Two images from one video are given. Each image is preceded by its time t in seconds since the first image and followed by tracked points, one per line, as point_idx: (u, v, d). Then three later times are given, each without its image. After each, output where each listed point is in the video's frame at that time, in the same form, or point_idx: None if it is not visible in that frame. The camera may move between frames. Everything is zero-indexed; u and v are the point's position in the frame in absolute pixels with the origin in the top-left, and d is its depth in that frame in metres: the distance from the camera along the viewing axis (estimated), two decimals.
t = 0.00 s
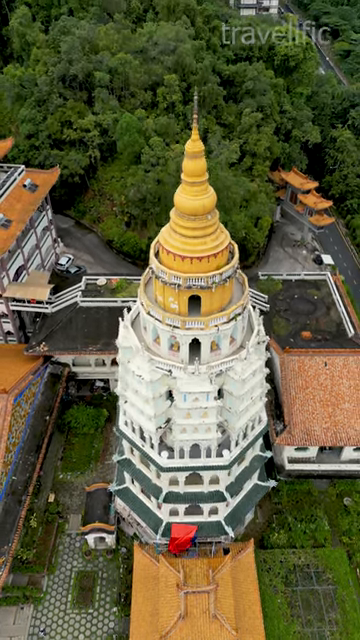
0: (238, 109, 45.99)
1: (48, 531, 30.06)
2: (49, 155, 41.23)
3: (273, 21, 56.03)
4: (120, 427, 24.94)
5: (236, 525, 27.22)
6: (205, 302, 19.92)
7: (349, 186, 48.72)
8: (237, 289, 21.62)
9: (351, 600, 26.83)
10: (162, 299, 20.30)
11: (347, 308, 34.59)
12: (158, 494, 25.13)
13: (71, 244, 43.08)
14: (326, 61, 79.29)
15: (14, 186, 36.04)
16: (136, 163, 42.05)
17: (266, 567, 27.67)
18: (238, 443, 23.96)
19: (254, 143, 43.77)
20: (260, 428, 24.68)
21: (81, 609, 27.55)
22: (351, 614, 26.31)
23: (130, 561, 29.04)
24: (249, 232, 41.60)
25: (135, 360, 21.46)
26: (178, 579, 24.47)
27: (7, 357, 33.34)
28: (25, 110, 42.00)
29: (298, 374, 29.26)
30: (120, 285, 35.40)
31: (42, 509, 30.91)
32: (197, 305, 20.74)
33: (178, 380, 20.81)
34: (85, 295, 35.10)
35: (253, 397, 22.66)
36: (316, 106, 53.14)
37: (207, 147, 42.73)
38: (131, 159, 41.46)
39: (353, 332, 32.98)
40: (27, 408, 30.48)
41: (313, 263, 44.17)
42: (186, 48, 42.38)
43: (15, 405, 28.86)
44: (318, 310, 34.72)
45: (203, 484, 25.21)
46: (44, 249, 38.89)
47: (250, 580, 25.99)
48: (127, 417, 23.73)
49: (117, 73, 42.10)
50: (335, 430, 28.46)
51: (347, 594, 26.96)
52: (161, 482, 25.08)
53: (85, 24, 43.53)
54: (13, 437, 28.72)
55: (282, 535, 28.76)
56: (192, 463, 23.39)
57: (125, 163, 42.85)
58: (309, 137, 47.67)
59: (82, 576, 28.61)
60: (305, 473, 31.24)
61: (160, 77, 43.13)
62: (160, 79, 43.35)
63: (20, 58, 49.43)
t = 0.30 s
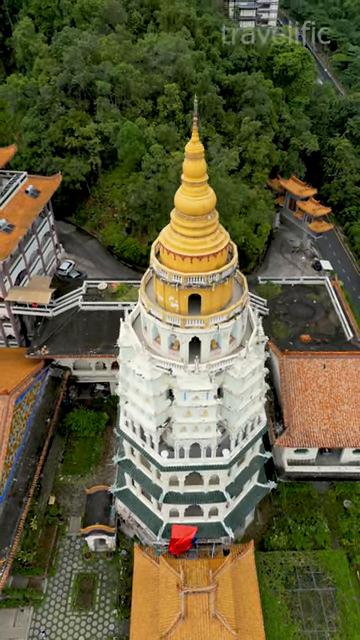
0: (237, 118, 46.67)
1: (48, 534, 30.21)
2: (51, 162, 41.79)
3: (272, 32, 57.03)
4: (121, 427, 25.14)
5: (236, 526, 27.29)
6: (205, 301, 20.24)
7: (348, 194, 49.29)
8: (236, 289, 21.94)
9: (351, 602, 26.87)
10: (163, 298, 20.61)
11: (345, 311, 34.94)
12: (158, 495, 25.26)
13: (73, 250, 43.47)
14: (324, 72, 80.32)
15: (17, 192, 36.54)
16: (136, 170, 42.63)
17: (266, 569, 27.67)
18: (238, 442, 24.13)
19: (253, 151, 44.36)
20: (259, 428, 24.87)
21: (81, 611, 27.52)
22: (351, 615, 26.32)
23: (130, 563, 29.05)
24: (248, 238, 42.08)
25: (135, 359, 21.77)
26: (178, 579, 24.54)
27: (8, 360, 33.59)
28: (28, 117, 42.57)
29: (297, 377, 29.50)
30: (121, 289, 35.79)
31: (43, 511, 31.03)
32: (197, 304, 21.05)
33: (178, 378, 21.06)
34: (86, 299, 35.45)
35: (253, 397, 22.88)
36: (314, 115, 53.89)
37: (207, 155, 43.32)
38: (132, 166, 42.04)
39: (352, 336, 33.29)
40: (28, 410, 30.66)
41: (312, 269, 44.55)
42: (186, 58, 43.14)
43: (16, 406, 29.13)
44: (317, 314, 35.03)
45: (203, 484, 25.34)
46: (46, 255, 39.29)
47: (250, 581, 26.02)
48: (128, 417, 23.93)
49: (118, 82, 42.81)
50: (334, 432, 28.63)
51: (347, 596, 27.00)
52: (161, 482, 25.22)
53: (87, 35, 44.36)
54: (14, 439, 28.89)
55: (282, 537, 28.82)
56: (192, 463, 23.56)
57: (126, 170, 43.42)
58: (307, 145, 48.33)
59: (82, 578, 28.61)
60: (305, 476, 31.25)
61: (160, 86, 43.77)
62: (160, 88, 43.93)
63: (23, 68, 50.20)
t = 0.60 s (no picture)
0: (236, 126, 47.32)
1: (48, 536, 30.23)
2: (52, 169, 42.21)
3: (270, 44, 57.97)
4: (121, 428, 25.33)
5: (236, 527, 27.37)
6: (205, 300, 20.56)
7: (346, 201, 49.83)
8: (236, 289, 22.26)
9: (352, 604, 26.83)
10: (163, 298, 20.95)
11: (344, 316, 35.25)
12: (158, 495, 25.39)
13: (74, 255, 43.85)
14: (322, 83, 81.25)
15: (19, 198, 36.99)
16: (137, 177, 43.21)
17: (266, 571, 27.69)
18: (238, 442, 24.31)
19: (252, 159, 44.94)
20: (259, 428, 25.06)
21: (81, 613, 27.53)
22: (352, 617, 26.30)
23: (130, 565, 29.05)
24: (248, 244, 42.53)
25: (136, 358, 22.05)
26: (178, 580, 24.60)
27: (10, 363, 33.83)
28: (30, 126, 43.22)
29: (297, 379, 29.72)
30: (121, 293, 36.12)
31: (43, 514, 31.08)
32: (197, 304, 21.36)
33: (178, 377, 21.32)
34: (87, 303, 35.71)
35: (252, 396, 23.10)
36: (312, 124, 54.68)
37: (207, 162, 43.89)
38: (133, 173, 42.61)
39: (350, 339, 33.59)
40: (29, 413, 30.83)
41: (311, 274, 44.94)
42: (186, 67, 43.88)
43: (18, 408, 29.24)
44: (316, 318, 35.34)
45: (203, 484, 25.47)
46: (47, 260, 39.69)
47: (251, 582, 26.03)
48: (128, 417, 24.15)
49: (119, 91, 43.52)
50: (333, 434, 28.81)
51: (347, 597, 26.99)
52: (162, 482, 25.37)
53: (89, 45, 45.20)
54: (16, 440, 29.04)
55: (282, 539, 28.88)
56: (192, 462, 23.72)
57: (127, 177, 44.01)
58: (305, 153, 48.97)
59: (82, 580, 28.63)
60: (305, 477, 31.31)
61: (161, 95, 44.40)
62: (161, 97, 44.53)
63: (25, 77, 51.00)
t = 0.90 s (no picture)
0: (236, 134, 47.99)
1: (49, 538, 30.29)
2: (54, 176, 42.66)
3: (269, 55, 58.96)
4: (122, 428, 25.53)
5: (236, 529, 27.47)
6: (205, 300, 20.88)
7: (344, 208, 50.40)
8: (235, 290, 22.60)
9: (351, 605, 26.84)
10: (164, 297, 21.28)
11: (343, 319, 35.58)
12: (158, 495, 25.55)
13: (75, 261, 44.27)
14: (321, 94, 82.25)
15: (21, 204, 37.45)
16: (138, 184, 43.78)
17: (266, 573, 27.75)
18: (238, 442, 24.49)
19: (251, 166, 45.55)
20: (258, 429, 25.26)
21: (81, 615, 27.53)
22: (352, 619, 26.29)
23: (130, 568, 29.10)
24: (247, 250, 42.97)
25: (137, 357, 22.34)
26: (179, 580, 24.66)
27: (11, 367, 34.09)
28: (33, 134, 43.87)
29: (296, 381, 29.96)
30: (122, 297, 36.47)
31: (43, 516, 31.18)
32: (197, 303, 21.68)
33: (179, 376, 21.59)
34: (88, 306, 35.90)
35: (252, 396, 23.34)
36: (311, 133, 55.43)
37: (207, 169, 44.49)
38: (133, 180, 43.16)
39: (349, 343, 33.86)
40: (30, 415, 31.02)
41: (310, 280, 45.34)
42: (186, 77, 44.63)
43: (19, 410, 29.39)
44: (315, 322, 35.68)
45: (203, 485, 25.61)
46: (49, 265, 40.10)
47: (250, 584, 26.07)
48: (129, 417, 24.37)
49: (120, 100, 44.19)
50: (333, 435, 29.00)
51: (347, 599, 26.99)
52: (162, 483, 25.53)
53: (91, 55, 45.99)
54: (17, 442, 29.21)
55: (282, 541, 28.93)
56: (192, 462, 23.89)
57: (127, 184, 44.59)
58: (304, 161, 49.63)
59: (82, 583, 28.65)
60: (304, 480, 31.40)
61: (162, 104, 45.10)
62: (161, 106, 45.22)
63: (28, 87, 51.80)
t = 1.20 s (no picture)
0: (235, 143, 48.64)
1: (49, 541, 30.37)
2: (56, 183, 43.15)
3: (267, 66, 59.87)
4: (123, 429, 25.74)
5: (236, 530, 27.57)
6: (205, 300, 21.23)
7: (343, 216, 50.98)
8: (235, 290, 22.93)
9: (351, 607, 26.85)
10: (165, 297, 21.63)
11: (342, 324, 35.90)
12: (159, 496, 25.71)
13: (76, 267, 44.69)
14: (319, 105, 83.13)
15: (23, 210, 37.93)
16: (138, 191, 44.30)
17: (266, 575, 27.80)
18: (237, 442, 24.70)
19: (250, 174, 46.14)
20: (258, 429, 25.47)
21: (81, 617, 27.52)
22: (352, 620, 26.30)
23: (130, 570, 29.16)
24: (246, 256, 43.37)
25: (137, 357, 22.62)
26: (179, 580, 24.74)
27: (13, 370, 34.35)
28: (35, 142, 44.49)
29: (295, 384, 30.22)
30: (123, 302, 36.94)
31: (44, 519, 31.29)
32: (197, 303, 22.01)
33: (179, 375, 21.88)
34: (89, 311, 36.61)
35: (251, 396, 23.59)
36: (309, 142, 56.14)
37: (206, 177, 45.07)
38: (134, 187, 43.72)
39: (348, 346, 34.12)
40: (31, 418, 31.21)
41: (309, 286, 45.76)
42: (186, 86, 45.38)
43: (20, 412, 29.61)
44: (314, 326, 36.03)
45: (203, 485, 25.77)
46: (50, 271, 40.51)
47: (250, 585, 26.14)
48: (130, 417, 24.60)
49: (121, 109, 44.87)
50: (332, 438, 29.16)
51: (347, 601, 27.02)
52: (162, 483, 25.71)
53: (92, 65, 46.76)
54: (18, 444, 29.39)
55: (281, 543, 29.02)
56: (192, 462, 24.09)
57: (128, 191, 45.16)
58: (303, 169, 50.28)
59: (82, 585, 28.68)
60: (304, 482, 31.59)
61: (162, 112, 45.79)
62: (162, 115, 45.91)
63: (30, 97, 52.51)
